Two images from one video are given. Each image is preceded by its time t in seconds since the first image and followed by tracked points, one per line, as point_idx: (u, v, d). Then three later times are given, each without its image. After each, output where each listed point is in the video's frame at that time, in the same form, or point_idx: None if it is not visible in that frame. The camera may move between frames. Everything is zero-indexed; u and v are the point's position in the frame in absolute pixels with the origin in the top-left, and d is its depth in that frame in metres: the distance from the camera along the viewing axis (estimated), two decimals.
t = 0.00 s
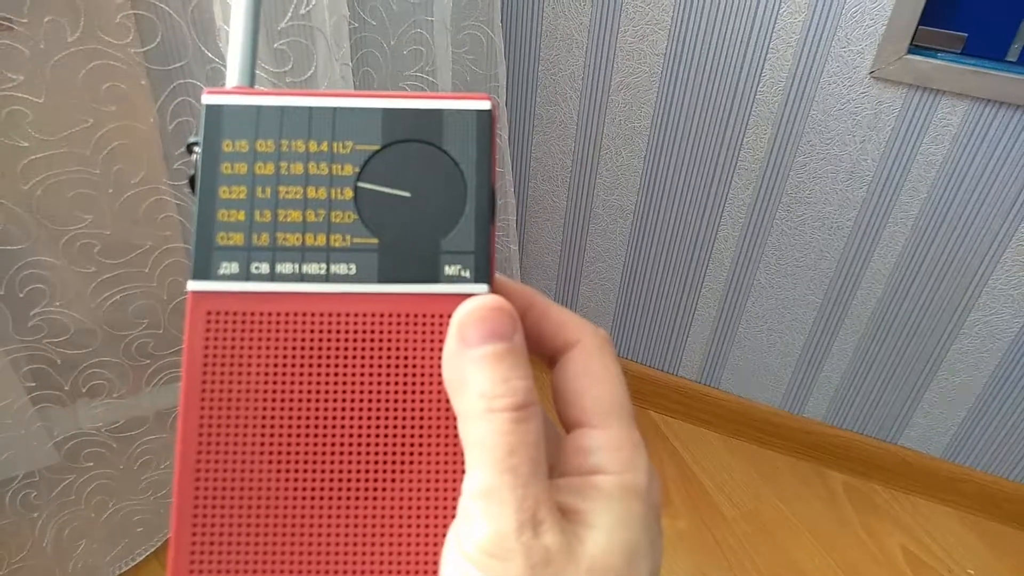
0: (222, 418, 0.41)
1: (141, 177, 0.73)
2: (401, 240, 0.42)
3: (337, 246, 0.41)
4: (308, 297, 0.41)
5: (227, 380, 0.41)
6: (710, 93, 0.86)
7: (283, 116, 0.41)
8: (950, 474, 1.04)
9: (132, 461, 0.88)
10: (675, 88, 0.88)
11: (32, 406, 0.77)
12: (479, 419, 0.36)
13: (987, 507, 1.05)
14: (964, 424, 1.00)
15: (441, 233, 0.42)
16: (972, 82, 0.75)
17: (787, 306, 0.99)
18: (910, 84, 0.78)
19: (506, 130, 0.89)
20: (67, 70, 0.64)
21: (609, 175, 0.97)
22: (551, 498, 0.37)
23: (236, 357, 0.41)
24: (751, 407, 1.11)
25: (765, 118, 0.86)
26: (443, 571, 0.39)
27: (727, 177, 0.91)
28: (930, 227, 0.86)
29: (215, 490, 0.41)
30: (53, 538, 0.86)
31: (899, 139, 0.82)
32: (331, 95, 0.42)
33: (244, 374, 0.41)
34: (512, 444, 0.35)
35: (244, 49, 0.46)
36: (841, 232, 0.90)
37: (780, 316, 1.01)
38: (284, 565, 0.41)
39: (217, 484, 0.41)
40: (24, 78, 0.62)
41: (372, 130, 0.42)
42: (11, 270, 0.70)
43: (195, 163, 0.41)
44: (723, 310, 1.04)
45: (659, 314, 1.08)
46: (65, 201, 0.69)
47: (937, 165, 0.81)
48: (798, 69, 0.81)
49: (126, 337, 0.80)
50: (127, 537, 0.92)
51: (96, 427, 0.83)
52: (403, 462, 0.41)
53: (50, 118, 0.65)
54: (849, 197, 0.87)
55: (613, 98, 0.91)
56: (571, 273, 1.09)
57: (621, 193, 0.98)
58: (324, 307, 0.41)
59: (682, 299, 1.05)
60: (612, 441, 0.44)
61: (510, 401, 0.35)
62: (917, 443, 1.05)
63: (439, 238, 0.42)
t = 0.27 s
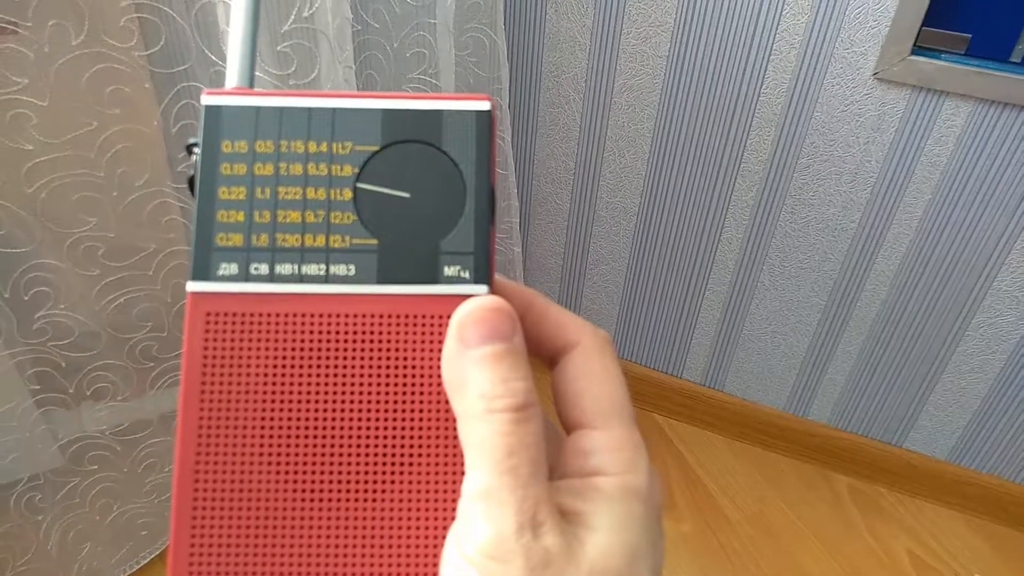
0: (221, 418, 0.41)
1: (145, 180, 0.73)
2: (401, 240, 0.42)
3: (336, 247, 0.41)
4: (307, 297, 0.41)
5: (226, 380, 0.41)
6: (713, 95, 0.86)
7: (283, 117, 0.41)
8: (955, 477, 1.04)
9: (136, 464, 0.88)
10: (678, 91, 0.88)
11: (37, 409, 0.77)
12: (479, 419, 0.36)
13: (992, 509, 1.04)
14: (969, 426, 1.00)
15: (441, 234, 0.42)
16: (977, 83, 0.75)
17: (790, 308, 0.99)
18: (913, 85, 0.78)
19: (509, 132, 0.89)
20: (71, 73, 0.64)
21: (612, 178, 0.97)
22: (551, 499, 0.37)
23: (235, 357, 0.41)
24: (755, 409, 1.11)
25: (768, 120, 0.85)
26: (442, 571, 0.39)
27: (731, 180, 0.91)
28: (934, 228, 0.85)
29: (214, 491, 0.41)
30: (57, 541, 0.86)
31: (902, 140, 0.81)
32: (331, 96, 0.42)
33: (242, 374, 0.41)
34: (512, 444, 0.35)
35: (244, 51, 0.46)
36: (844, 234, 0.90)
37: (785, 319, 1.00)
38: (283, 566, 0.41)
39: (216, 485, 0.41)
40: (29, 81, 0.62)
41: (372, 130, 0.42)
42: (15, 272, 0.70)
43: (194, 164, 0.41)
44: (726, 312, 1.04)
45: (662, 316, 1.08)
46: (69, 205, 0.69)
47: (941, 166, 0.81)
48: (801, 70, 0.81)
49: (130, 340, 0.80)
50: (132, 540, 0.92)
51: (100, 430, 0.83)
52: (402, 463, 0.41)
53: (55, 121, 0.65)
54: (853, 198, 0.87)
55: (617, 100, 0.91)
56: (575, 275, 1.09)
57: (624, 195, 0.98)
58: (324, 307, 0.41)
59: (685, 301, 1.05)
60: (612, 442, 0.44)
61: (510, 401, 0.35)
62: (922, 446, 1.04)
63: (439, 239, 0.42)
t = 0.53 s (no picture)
0: (222, 422, 0.41)
1: (146, 185, 0.73)
2: (401, 243, 0.42)
3: (337, 250, 0.41)
4: (308, 300, 0.41)
5: (228, 384, 0.41)
6: (713, 98, 0.86)
7: (284, 121, 0.41)
8: (958, 479, 1.04)
9: (138, 469, 0.88)
10: (677, 94, 0.88)
11: (39, 414, 0.77)
12: (479, 421, 0.36)
13: (994, 511, 1.04)
14: (971, 429, 0.99)
15: (441, 237, 0.42)
16: (976, 85, 0.75)
17: (791, 310, 0.99)
18: (913, 88, 0.78)
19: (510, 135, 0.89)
20: (72, 78, 0.64)
21: (612, 181, 0.97)
22: (551, 500, 0.37)
23: (236, 361, 0.41)
24: (756, 412, 1.11)
25: (768, 123, 0.86)
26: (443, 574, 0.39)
27: (731, 182, 0.91)
28: (934, 230, 0.85)
29: (216, 496, 0.41)
30: (59, 547, 0.86)
31: (902, 142, 0.81)
32: (331, 100, 0.42)
33: (243, 378, 0.41)
34: (512, 446, 0.35)
35: (245, 56, 0.46)
36: (845, 236, 0.90)
37: (786, 321, 1.00)
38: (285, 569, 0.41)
39: (218, 490, 0.41)
40: (30, 87, 0.63)
41: (373, 134, 0.42)
42: (16, 278, 0.70)
43: (195, 168, 0.41)
44: (727, 315, 1.04)
45: (663, 319, 1.08)
46: (71, 210, 0.69)
47: (941, 168, 0.81)
48: (801, 73, 0.81)
49: (132, 344, 0.80)
50: (133, 544, 0.93)
51: (102, 435, 0.83)
52: (403, 467, 0.41)
53: (57, 127, 0.65)
54: (854, 200, 0.87)
55: (617, 103, 0.91)
56: (575, 279, 1.09)
57: (625, 198, 0.98)
58: (325, 310, 0.41)
59: (686, 304, 1.05)
60: (613, 444, 0.44)
61: (511, 403, 0.35)
62: (924, 448, 1.04)
63: (440, 242, 0.42)
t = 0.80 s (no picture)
0: (220, 420, 0.41)
1: (146, 183, 0.73)
2: (400, 240, 0.42)
3: (335, 247, 0.41)
4: (306, 297, 0.41)
5: (225, 381, 0.41)
6: (714, 95, 0.86)
7: (282, 118, 0.41)
8: (958, 477, 1.04)
9: (138, 467, 0.88)
10: (679, 91, 0.88)
11: (39, 412, 0.77)
12: (478, 418, 0.36)
13: (995, 509, 1.04)
14: (971, 426, 0.99)
15: (439, 234, 0.42)
16: (977, 82, 0.75)
17: (792, 308, 0.99)
18: (914, 85, 0.77)
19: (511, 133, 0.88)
20: (72, 75, 0.64)
21: (613, 179, 0.97)
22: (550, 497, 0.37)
23: (234, 358, 0.41)
24: (756, 410, 1.11)
25: (769, 120, 0.85)
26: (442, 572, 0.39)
27: (732, 180, 0.91)
28: (935, 227, 0.85)
29: (213, 493, 0.41)
30: (59, 544, 0.86)
31: (903, 140, 0.81)
32: (329, 96, 0.42)
33: (241, 376, 0.41)
34: (510, 442, 0.35)
35: (243, 53, 0.46)
36: (846, 233, 0.90)
37: (786, 319, 1.00)
38: (282, 567, 0.41)
39: (216, 487, 0.41)
40: (30, 84, 0.62)
41: (371, 131, 0.42)
42: (16, 276, 0.70)
43: (193, 165, 0.41)
44: (728, 312, 1.03)
45: (664, 317, 1.08)
46: (70, 208, 0.69)
47: (942, 166, 0.81)
48: (802, 70, 0.81)
49: (132, 342, 0.80)
50: (134, 542, 0.93)
51: (102, 432, 0.83)
52: (401, 465, 0.41)
53: (57, 124, 0.65)
54: (855, 198, 0.87)
55: (617, 101, 0.91)
56: (576, 276, 1.09)
57: (625, 196, 0.98)
58: (323, 308, 0.41)
59: (687, 302, 1.05)
60: (611, 441, 0.44)
61: (509, 400, 0.36)
62: (924, 446, 1.04)
63: (438, 239, 0.42)
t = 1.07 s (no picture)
0: (217, 419, 0.41)
1: (144, 184, 0.73)
2: (397, 239, 0.42)
3: (333, 247, 0.41)
4: (303, 297, 0.41)
5: (222, 380, 0.41)
6: (712, 95, 0.86)
7: (279, 118, 0.41)
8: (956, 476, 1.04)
9: (137, 467, 0.88)
10: (677, 91, 0.88)
11: (37, 412, 0.77)
12: (475, 417, 0.36)
13: (993, 508, 1.04)
14: (969, 425, 1.00)
15: (436, 233, 0.42)
16: (975, 81, 0.75)
17: (790, 308, 0.99)
18: (911, 84, 0.78)
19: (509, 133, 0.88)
20: (71, 75, 0.64)
21: (611, 178, 0.97)
22: (547, 496, 0.37)
23: (231, 357, 0.41)
24: (755, 409, 1.11)
25: (767, 120, 0.85)
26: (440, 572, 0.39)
27: (730, 180, 0.91)
28: (932, 227, 0.85)
29: (210, 493, 0.41)
30: (58, 544, 0.86)
31: (901, 139, 0.81)
32: (326, 96, 0.42)
33: (238, 375, 0.41)
34: (508, 441, 0.35)
35: (240, 53, 0.46)
36: (844, 233, 0.90)
37: (785, 318, 1.00)
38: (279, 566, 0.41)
39: (212, 487, 0.41)
40: (29, 84, 0.62)
41: (368, 130, 0.42)
42: (14, 276, 0.70)
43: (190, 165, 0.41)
44: (726, 312, 1.03)
45: (662, 316, 1.08)
46: (69, 208, 0.69)
47: (940, 165, 0.81)
48: (800, 69, 0.81)
49: (131, 342, 0.80)
50: (132, 542, 0.93)
51: (101, 433, 0.83)
52: (398, 465, 0.41)
53: (56, 124, 0.65)
54: (853, 197, 0.87)
55: (615, 101, 0.91)
56: (574, 276, 1.09)
57: (624, 195, 0.98)
58: (321, 307, 0.41)
59: (685, 301, 1.05)
60: (609, 440, 0.44)
61: (506, 399, 0.36)
62: (922, 445, 1.04)
63: (435, 239, 0.42)
